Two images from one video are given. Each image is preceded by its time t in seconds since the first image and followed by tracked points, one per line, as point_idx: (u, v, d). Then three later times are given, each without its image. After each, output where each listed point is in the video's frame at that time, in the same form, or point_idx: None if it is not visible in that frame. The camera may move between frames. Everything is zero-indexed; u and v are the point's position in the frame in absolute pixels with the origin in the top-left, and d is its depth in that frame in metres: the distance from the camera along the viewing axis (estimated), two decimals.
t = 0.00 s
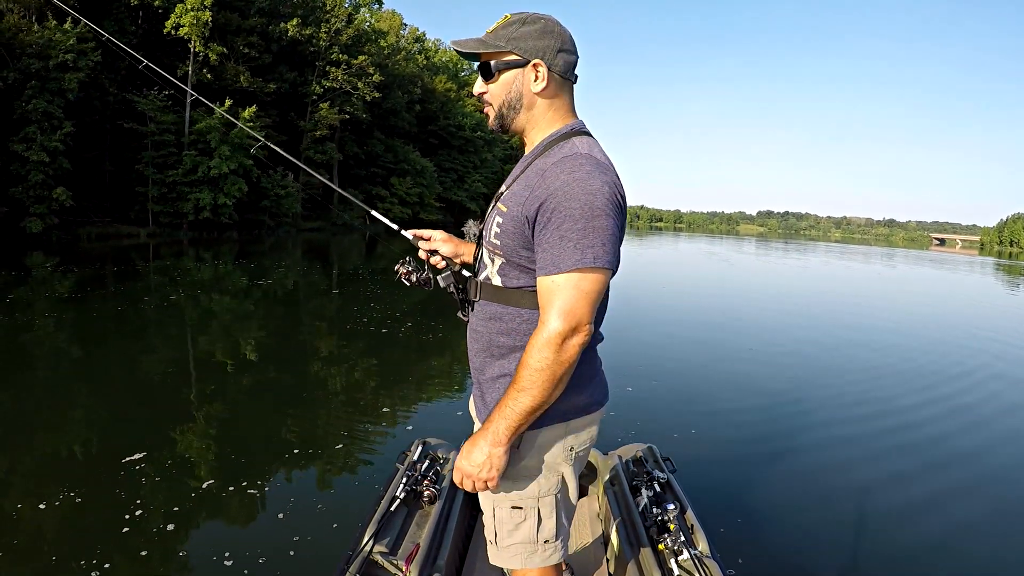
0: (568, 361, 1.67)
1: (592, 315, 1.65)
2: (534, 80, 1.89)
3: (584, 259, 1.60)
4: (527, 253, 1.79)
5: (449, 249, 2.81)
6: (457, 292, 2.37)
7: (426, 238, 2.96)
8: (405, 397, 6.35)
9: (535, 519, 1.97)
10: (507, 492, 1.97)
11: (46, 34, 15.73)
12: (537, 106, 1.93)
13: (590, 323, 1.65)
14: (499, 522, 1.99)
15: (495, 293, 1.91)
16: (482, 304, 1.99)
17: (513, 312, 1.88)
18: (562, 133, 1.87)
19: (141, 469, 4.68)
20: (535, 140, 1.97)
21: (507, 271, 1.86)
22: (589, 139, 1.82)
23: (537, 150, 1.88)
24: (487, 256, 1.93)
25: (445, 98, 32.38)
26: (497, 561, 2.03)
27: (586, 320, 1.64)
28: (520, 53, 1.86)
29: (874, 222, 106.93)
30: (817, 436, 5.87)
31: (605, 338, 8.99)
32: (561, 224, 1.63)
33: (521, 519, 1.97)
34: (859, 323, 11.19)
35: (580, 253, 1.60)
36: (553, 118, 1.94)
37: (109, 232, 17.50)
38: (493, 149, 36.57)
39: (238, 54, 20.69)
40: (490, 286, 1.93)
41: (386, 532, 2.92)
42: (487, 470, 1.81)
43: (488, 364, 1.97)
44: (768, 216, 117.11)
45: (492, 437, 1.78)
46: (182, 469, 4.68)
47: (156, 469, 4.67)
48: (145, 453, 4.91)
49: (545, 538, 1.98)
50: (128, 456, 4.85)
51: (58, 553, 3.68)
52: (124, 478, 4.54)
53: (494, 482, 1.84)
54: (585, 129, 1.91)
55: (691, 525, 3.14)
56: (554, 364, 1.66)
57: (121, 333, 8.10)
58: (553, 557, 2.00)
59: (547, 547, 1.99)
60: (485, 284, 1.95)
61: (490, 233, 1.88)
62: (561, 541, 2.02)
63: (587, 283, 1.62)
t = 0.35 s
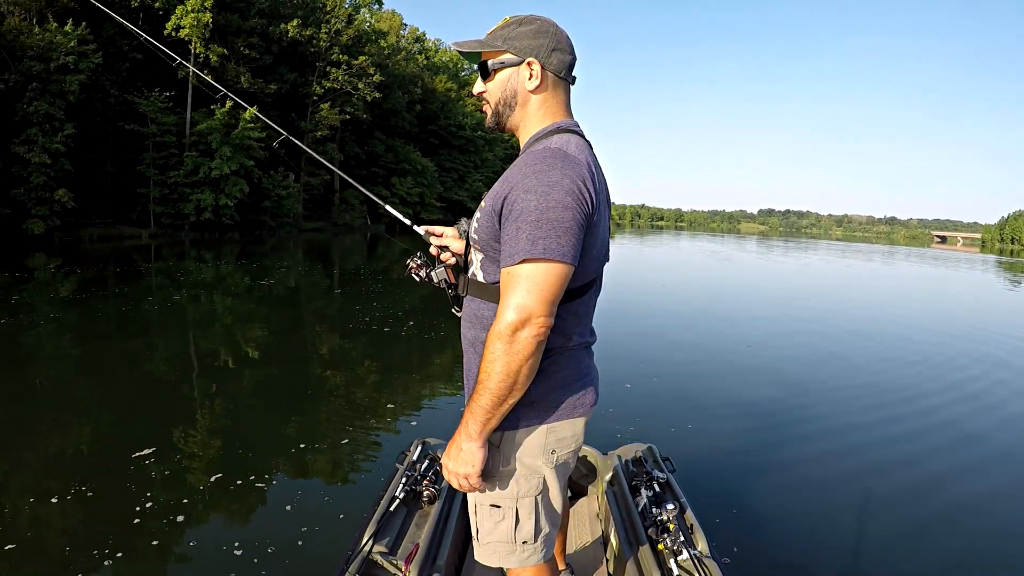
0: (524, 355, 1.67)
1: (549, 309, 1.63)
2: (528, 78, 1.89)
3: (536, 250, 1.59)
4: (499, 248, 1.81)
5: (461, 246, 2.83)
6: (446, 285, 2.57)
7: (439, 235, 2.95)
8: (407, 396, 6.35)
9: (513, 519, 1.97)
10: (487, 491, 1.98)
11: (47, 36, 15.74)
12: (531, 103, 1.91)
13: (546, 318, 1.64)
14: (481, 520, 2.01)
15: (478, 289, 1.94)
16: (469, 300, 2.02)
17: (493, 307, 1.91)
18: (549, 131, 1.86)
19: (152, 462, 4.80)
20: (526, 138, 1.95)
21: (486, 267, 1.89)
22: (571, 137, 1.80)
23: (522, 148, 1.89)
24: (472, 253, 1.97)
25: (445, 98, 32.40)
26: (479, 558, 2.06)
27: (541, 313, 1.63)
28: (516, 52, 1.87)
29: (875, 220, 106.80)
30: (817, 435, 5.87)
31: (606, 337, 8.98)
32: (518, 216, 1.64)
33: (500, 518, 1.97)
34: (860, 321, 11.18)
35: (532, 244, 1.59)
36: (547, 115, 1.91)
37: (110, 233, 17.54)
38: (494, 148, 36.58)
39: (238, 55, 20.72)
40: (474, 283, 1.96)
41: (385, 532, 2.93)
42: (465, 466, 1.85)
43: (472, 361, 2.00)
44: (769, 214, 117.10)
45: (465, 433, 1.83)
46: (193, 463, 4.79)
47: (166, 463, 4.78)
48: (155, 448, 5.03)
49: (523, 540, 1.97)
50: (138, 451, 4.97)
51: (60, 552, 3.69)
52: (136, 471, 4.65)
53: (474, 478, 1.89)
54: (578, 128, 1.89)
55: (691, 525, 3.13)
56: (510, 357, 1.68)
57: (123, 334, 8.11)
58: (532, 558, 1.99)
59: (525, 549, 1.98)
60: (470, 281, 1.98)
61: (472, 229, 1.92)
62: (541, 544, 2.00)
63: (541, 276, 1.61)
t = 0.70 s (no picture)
0: (516, 350, 1.69)
1: (542, 306, 1.65)
2: (532, 79, 1.90)
3: (528, 246, 1.60)
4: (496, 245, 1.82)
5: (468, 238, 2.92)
6: (449, 282, 2.56)
7: (446, 225, 3.02)
8: (408, 395, 6.37)
9: (509, 515, 1.98)
10: (485, 487, 1.99)
11: (50, 34, 15.77)
12: (535, 103, 1.92)
13: (539, 314, 1.65)
14: (477, 515, 2.02)
15: (477, 286, 1.95)
16: (468, 298, 2.03)
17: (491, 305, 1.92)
18: (549, 130, 1.87)
19: (161, 454, 4.92)
20: (529, 137, 1.96)
21: (484, 264, 1.90)
22: (568, 137, 1.81)
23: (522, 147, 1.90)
24: (473, 251, 1.98)
25: (448, 97, 32.42)
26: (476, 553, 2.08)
27: (534, 310, 1.64)
28: (520, 53, 1.89)
29: (877, 221, 106.62)
30: (817, 435, 5.89)
31: (606, 337, 9.00)
32: (512, 213, 1.65)
33: (496, 514, 1.98)
34: (861, 323, 11.19)
35: (523, 240, 1.61)
36: (549, 115, 1.92)
37: (113, 231, 17.57)
38: (496, 148, 36.59)
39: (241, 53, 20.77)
40: (473, 280, 1.97)
41: (385, 532, 2.95)
42: (465, 456, 1.88)
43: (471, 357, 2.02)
44: (770, 215, 116.98)
45: (464, 426, 1.86)
46: (200, 456, 4.90)
47: (174, 455, 4.90)
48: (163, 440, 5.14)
49: (519, 536, 1.98)
50: (147, 443, 5.09)
51: (61, 550, 3.70)
52: (145, 463, 4.77)
53: (473, 469, 1.91)
54: (579, 129, 1.90)
55: (691, 525, 3.14)
56: (502, 352, 1.69)
57: (125, 331, 8.14)
58: (528, 555, 2.00)
59: (521, 546, 1.99)
60: (469, 278, 1.99)
61: (471, 227, 1.94)
62: (537, 542, 2.01)
63: (534, 272, 1.62)
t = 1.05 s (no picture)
0: (517, 345, 1.69)
1: (544, 302, 1.66)
2: (535, 80, 1.91)
3: (529, 242, 1.61)
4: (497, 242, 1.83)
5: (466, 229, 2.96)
6: (449, 280, 2.51)
7: (447, 211, 3.06)
8: (410, 393, 6.39)
9: (509, 512, 1.99)
10: (485, 485, 2.00)
11: (52, 32, 15.78)
12: (538, 103, 1.93)
13: (541, 310, 1.66)
14: (478, 513, 2.03)
15: (477, 284, 1.96)
16: (468, 296, 2.04)
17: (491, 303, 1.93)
18: (550, 130, 1.88)
19: (170, 447, 5.02)
20: (530, 136, 1.97)
21: (485, 261, 1.91)
22: (570, 136, 1.82)
23: (523, 146, 1.91)
24: (473, 249, 1.99)
25: (449, 96, 32.43)
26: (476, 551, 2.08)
27: (536, 306, 1.65)
28: (525, 53, 1.90)
29: (878, 221, 106.65)
30: (818, 435, 5.90)
31: (607, 336, 9.01)
32: (514, 209, 1.66)
33: (496, 512, 2.00)
34: (863, 322, 11.19)
35: (525, 236, 1.62)
36: (552, 115, 1.93)
37: (115, 229, 17.60)
38: (497, 147, 36.62)
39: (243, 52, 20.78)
40: (473, 278, 1.98)
41: (385, 532, 2.96)
42: (465, 454, 1.89)
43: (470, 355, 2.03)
44: (772, 214, 116.94)
45: (464, 422, 1.87)
46: (208, 449, 4.99)
47: (183, 448, 5.00)
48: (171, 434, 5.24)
49: (519, 534, 1.99)
50: (156, 436, 5.18)
51: (62, 547, 3.73)
52: (154, 456, 4.86)
53: (474, 467, 1.93)
54: (580, 129, 1.91)
55: (691, 525, 3.16)
56: (504, 347, 1.70)
57: (127, 329, 8.16)
58: (528, 553, 2.01)
59: (521, 544, 2.00)
60: (469, 277, 2.00)
61: (472, 225, 1.95)
62: (538, 539, 2.02)
63: (536, 268, 1.63)
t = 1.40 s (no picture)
0: (525, 343, 1.69)
1: (551, 299, 1.66)
2: (544, 80, 1.91)
3: (536, 238, 1.61)
4: (500, 241, 1.83)
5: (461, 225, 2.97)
6: (448, 281, 2.49)
7: (444, 207, 3.07)
8: (411, 393, 6.41)
9: (514, 514, 1.99)
10: (490, 487, 2.00)
11: (54, 33, 15.80)
12: (543, 103, 1.94)
13: (548, 307, 1.66)
14: (481, 515, 2.03)
15: (479, 284, 1.96)
16: (469, 295, 2.03)
17: (494, 301, 1.93)
18: (551, 129, 1.88)
19: (178, 442, 5.12)
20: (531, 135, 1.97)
21: (487, 260, 1.91)
22: (571, 135, 1.83)
23: (524, 144, 1.91)
24: (473, 249, 1.99)
25: (451, 97, 32.45)
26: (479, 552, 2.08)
27: (543, 303, 1.65)
28: (534, 53, 1.89)
29: (880, 221, 106.50)
30: (819, 435, 5.90)
31: (609, 336, 9.01)
32: (520, 207, 1.66)
33: (500, 513, 2.00)
34: (865, 322, 11.18)
35: (532, 233, 1.62)
36: (553, 115, 1.95)
37: (117, 229, 17.63)
38: (498, 148, 36.65)
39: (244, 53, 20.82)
40: (473, 278, 1.98)
41: (385, 532, 2.96)
42: (476, 454, 1.88)
43: (471, 354, 2.03)
44: (773, 215, 116.87)
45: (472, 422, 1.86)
46: (215, 445, 5.09)
47: (191, 443, 5.10)
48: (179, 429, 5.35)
49: (523, 534, 2.00)
50: (165, 432, 5.29)
51: (63, 548, 3.73)
52: (162, 451, 4.96)
53: (484, 466, 1.92)
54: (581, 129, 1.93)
55: (692, 525, 3.16)
56: (512, 345, 1.70)
57: (128, 330, 8.18)
58: (532, 553, 2.02)
59: (526, 544, 2.01)
60: (469, 277, 1.99)
61: (472, 224, 1.95)
62: (541, 539, 2.03)
63: (542, 265, 1.63)
